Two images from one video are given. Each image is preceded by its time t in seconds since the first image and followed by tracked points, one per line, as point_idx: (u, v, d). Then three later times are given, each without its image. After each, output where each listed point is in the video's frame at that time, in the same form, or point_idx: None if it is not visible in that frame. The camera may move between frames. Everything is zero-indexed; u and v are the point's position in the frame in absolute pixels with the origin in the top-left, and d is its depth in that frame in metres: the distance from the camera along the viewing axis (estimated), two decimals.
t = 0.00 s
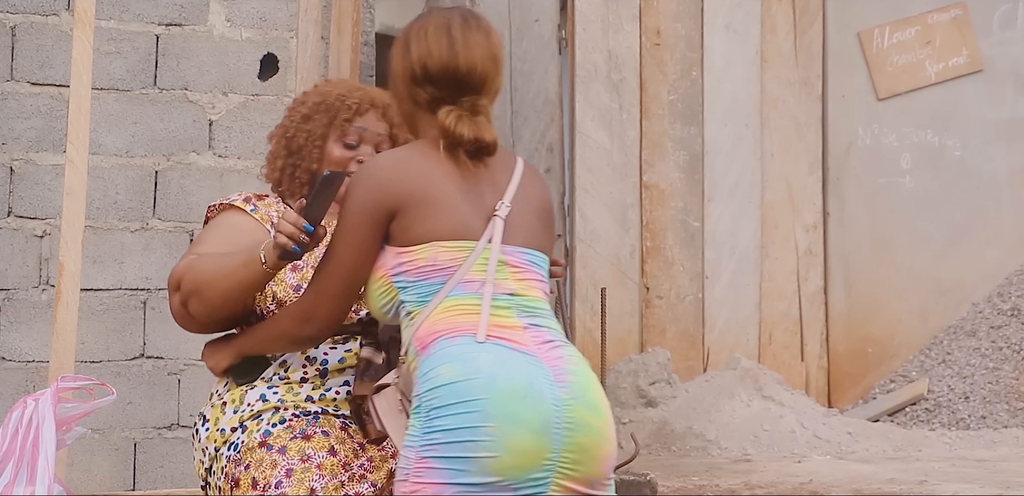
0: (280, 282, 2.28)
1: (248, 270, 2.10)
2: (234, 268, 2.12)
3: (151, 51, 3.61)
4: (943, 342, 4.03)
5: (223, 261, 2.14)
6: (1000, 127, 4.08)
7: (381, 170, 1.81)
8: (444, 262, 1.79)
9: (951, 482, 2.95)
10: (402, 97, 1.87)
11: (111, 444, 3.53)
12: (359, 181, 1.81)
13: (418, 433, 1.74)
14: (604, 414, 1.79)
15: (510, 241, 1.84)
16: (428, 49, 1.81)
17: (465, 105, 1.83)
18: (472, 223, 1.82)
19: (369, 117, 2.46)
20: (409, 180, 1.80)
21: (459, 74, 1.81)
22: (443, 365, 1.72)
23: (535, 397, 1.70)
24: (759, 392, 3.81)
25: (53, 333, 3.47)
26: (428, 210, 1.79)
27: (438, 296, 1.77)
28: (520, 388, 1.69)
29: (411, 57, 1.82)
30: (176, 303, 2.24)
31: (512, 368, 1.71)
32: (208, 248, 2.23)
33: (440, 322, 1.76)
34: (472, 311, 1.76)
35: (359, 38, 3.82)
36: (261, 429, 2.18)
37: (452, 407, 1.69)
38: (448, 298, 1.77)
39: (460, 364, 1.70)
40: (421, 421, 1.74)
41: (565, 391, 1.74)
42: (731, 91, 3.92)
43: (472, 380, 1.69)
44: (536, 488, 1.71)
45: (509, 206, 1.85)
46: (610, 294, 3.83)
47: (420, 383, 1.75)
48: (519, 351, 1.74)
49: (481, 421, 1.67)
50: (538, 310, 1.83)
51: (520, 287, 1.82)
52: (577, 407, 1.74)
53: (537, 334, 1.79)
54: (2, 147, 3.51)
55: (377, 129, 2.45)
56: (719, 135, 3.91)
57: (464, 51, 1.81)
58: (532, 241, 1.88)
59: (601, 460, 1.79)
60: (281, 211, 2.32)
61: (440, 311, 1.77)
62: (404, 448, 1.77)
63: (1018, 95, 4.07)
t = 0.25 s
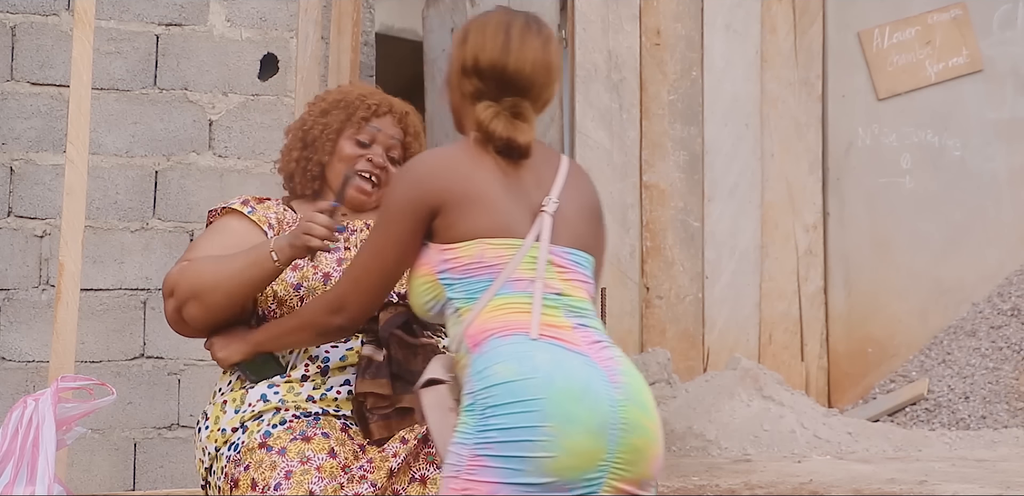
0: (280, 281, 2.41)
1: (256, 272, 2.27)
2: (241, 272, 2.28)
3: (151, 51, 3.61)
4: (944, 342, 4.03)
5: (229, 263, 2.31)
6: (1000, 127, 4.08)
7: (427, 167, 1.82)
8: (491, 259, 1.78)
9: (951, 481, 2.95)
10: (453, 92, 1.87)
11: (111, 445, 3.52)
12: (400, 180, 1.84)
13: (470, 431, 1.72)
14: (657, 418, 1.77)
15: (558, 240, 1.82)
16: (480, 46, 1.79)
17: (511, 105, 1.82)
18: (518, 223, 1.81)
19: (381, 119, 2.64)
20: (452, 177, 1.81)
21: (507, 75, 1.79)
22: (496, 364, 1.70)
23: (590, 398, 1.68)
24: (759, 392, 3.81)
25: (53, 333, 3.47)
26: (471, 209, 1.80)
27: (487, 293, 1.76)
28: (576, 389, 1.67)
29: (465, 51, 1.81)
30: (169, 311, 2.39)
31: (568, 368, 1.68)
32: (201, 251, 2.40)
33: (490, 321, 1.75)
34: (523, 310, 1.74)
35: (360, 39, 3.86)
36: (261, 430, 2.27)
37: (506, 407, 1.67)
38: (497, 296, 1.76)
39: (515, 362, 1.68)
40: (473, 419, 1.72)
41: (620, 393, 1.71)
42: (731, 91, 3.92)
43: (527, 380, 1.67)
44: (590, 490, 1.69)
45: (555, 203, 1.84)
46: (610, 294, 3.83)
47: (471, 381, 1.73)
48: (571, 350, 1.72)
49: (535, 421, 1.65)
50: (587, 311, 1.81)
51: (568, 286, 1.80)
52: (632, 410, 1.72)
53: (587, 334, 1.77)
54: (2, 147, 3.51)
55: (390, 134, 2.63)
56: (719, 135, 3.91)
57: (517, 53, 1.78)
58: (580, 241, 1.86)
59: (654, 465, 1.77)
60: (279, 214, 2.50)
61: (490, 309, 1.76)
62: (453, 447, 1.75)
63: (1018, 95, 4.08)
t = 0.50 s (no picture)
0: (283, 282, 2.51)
1: (285, 281, 2.42)
2: (264, 281, 2.42)
3: (151, 51, 3.61)
4: (943, 342, 4.03)
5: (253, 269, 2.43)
6: (1000, 127, 4.08)
7: (482, 175, 1.88)
8: (548, 263, 1.83)
9: (951, 481, 2.95)
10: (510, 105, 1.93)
11: (111, 445, 3.52)
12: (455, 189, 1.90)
13: (530, 431, 1.79)
14: (714, 418, 1.83)
15: (613, 244, 1.89)
16: (539, 62, 1.85)
17: (569, 121, 1.88)
18: (574, 229, 1.87)
19: (394, 120, 2.77)
20: (511, 188, 1.87)
21: (566, 93, 1.85)
22: (557, 367, 1.76)
23: (650, 401, 1.74)
24: (759, 392, 3.81)
25: (53, 333, 3.47)
26: (526, 218, 1.86)
27: (545, 297, 1.82)
28: (635, 393, 1.73)
29: (523, 68, 1.86)
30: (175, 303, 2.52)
31: (628, 372, 1.74)
32: (212, 245, 2.52)
33: (549, 324, 1.81)
34: (580, 314, 1.80)
35: (359, 39, 3.88)
36: (259, 430, 2.27)
37: (567, 410, 1.74)
38: (556, 300, 1.82)
39: (575, 365, 1.75)
40: (534, 421, 1.79)
41: (679, 394, 1.77)
42: (731, 91, 3.91)
43: (587, 384, 1.73)
44: (649, 487, 1.77)
45: (612, 208, 1.91)
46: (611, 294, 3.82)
47: (532, 383, 1.80)
48: (629, 352, 1.78)
49: (596, 424, 1.71)
50: (643, 313, 1.87)
51: (625, 289, 1.86)
52: (690, 410, 1.78)
53: (644, 336, 1.83)
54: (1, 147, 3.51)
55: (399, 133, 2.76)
56: (719, 135, 3.90)
57: (576, 72, 1.84)
58: (634, 246, 1.93)
59: (710, 463, 1.83)
60: (285, 216, 2.63)
61: (548, 313, 1.82)
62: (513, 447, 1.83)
63: (1018, 95, 4.08)
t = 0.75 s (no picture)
0: (289, 295, 2.49)
1: (321, 338, 2.37)
2: (303, 334, 2.37)
3: (151, 51, 3.61)
4: (943, 342, 4.03)
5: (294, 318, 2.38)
6: (1000, 128, 4.08)
7: (543, 172, 1.79)
8: (610, 267, 1.78)
9: (951, 481, 2.95)
10: (563, 104, 1.86)
11: (111, 445, 3.52)
12: (523, 183, 1.79)
13: (587, 441, 1.73)
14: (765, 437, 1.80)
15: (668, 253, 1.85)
16: (601, 64, 1.79)
17: (631, 120, 1.82)
18: (633, 233, 1.81)
19: (406, 126, 2.77)
20: (576, 184, 1.78)
21: (630, 93, 1.79)
22: (619, 376, 1.70)
23: (711, 416, 1.69)
24: (759, 392, 3.81)
25: (53, 333, 3.46)
26: (592, 220, 1.79)
27: (604, 302, 1.77)
28: (698, 406, 1.69)
29: (583, 70, 1.80)
30: (208, 335, 2.48)
31: (690, 385, 1.70)
32: (254, 280, 2.47)
33: (608, 331, 1.75)
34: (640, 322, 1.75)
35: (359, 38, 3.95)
36: (264, 429, 2.28)
37: (631, 421, 1.68)
38: (614, 306, 1.76)
39: (639, 377, 1.69)
40: (590, 431, 1.73)
41: (737, 410, 1.74)
42: (731, 90, 3.91)
43: (651, 394, 1.68)
44: None
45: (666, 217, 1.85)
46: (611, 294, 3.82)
47: (590, 391, 1.74)
48: (688, 365, 1.74)
49: (659, 437, 1.66)
50: (691, 324, 1.84)
51: (676, 299, 1.83)
52: (747, 428, 1.74)
53: (696, 348, 1.79)
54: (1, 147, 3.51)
55: (412, 140, 2.76)
56: (719, 134, 3.90)
57: (639, 71, 1.79)
58: (684, 257, 1.89)
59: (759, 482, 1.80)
60: (294, 222, 2.58)
61: (607, 319, 1.76)
62: (566, 457, 1.76)
63: (1018, 95, 4.08)
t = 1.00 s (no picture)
0: (286, 297, 2.49)
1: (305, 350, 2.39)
2: (286, 346, 2.39)
3: (151, 51, 3.61)
4: (944, 342, 4.03)
5: (279, 330, 2.39)
6: (1000, 128, 4.08)
7: (603, 152, 1.80)
8: (665, 265, 1.82)
9: (951, 481, 2.95)
10: (607, 83, 1.91)
11: (111, 445, 3.52)
12: (591, 169, 1.78)
13: (627, 439, 1.77)
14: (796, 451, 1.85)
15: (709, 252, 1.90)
16: (648, 39, 1.86)
17: (671, 99, 1.89)
18: (681, 213, 1.85)
19: (403, 121, 2.75)
20: (637, 165, 1.80)
21: (676, 69, 1.86)
22: (670, 379, 1.75)
23: (755, 425, 1.74)
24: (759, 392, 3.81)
25: (53, 333, 3.46)
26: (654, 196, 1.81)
27: (656, 299, 1.81)
28: (744, 415, 1.73)
29: (630, 46, 1.87)
30: (197, 342, 2.50)
31: (737, 393, 1.75)
32: (242, 288, 2.48)
33: (656, 329, 1.80)
34: (687, 325, 1.81)
35: (360, 39, 3.95)
36: (265, 431, 2.29)
37: (678, 424, 1.72)
38: (663, 304, 1.81)
39: (688, 381, 1.74)
40: (633, 429, 1.77)
41: (779, 422, 1.79)
42: (731, 91, 3.91)
43: (699, 399, 1.72)
44: None
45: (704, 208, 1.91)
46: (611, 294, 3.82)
47: (636, 388, 1.78)
48: (733, 372, 1.79)
49: (703, 442, 1.71)
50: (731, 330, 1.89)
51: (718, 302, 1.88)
52: (786, 440, 1.79)
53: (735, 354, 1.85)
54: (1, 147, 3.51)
55: (409, 135, 2.74)
56: (719, 135, 3.90)
57: (684, 49, 1.87)
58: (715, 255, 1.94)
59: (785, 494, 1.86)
60: (296, 222, 2.58)
61: (657, 316, 1.80)
62: (603, 453, 1.80)
63: (1018, 94, 4.07)
